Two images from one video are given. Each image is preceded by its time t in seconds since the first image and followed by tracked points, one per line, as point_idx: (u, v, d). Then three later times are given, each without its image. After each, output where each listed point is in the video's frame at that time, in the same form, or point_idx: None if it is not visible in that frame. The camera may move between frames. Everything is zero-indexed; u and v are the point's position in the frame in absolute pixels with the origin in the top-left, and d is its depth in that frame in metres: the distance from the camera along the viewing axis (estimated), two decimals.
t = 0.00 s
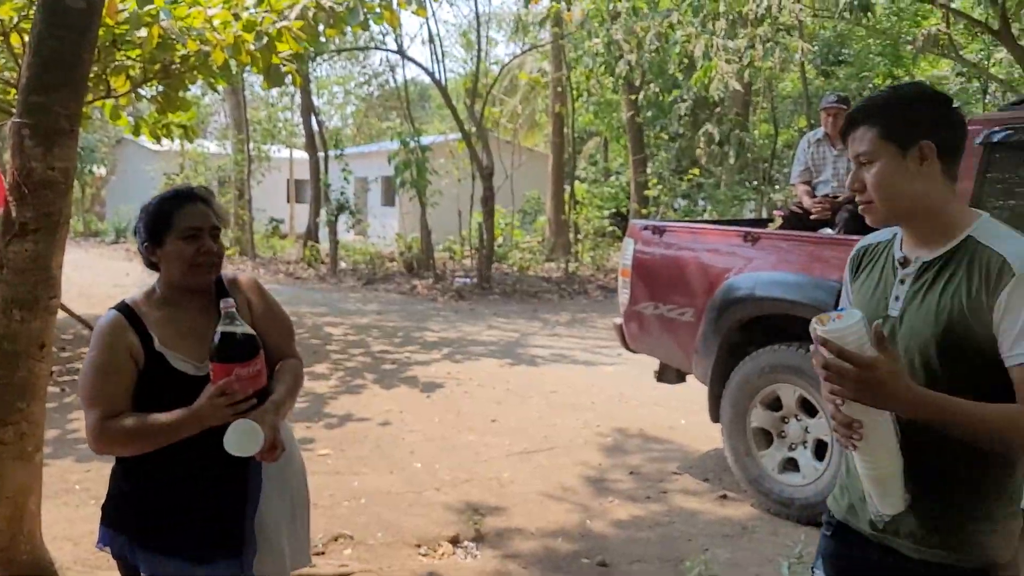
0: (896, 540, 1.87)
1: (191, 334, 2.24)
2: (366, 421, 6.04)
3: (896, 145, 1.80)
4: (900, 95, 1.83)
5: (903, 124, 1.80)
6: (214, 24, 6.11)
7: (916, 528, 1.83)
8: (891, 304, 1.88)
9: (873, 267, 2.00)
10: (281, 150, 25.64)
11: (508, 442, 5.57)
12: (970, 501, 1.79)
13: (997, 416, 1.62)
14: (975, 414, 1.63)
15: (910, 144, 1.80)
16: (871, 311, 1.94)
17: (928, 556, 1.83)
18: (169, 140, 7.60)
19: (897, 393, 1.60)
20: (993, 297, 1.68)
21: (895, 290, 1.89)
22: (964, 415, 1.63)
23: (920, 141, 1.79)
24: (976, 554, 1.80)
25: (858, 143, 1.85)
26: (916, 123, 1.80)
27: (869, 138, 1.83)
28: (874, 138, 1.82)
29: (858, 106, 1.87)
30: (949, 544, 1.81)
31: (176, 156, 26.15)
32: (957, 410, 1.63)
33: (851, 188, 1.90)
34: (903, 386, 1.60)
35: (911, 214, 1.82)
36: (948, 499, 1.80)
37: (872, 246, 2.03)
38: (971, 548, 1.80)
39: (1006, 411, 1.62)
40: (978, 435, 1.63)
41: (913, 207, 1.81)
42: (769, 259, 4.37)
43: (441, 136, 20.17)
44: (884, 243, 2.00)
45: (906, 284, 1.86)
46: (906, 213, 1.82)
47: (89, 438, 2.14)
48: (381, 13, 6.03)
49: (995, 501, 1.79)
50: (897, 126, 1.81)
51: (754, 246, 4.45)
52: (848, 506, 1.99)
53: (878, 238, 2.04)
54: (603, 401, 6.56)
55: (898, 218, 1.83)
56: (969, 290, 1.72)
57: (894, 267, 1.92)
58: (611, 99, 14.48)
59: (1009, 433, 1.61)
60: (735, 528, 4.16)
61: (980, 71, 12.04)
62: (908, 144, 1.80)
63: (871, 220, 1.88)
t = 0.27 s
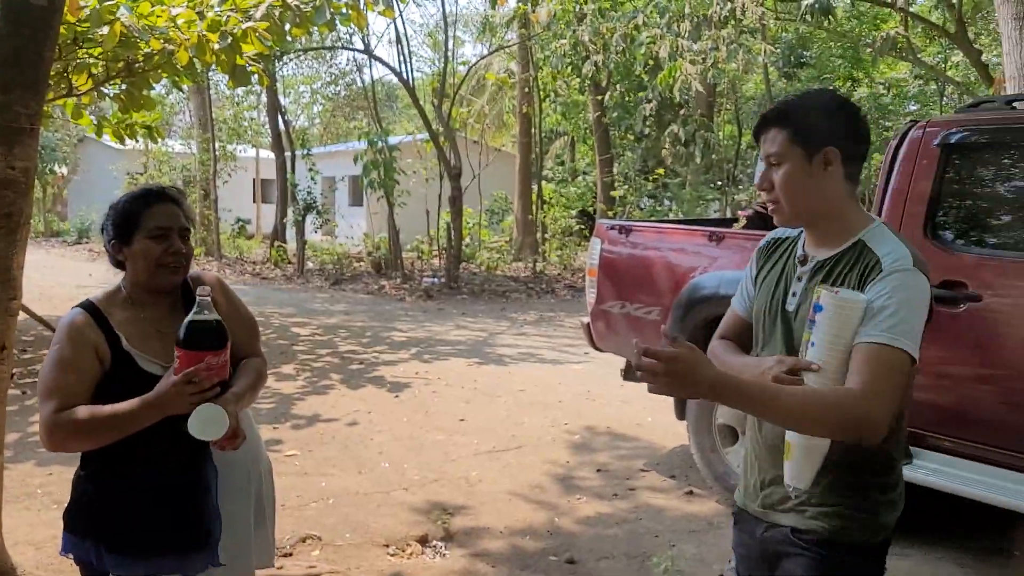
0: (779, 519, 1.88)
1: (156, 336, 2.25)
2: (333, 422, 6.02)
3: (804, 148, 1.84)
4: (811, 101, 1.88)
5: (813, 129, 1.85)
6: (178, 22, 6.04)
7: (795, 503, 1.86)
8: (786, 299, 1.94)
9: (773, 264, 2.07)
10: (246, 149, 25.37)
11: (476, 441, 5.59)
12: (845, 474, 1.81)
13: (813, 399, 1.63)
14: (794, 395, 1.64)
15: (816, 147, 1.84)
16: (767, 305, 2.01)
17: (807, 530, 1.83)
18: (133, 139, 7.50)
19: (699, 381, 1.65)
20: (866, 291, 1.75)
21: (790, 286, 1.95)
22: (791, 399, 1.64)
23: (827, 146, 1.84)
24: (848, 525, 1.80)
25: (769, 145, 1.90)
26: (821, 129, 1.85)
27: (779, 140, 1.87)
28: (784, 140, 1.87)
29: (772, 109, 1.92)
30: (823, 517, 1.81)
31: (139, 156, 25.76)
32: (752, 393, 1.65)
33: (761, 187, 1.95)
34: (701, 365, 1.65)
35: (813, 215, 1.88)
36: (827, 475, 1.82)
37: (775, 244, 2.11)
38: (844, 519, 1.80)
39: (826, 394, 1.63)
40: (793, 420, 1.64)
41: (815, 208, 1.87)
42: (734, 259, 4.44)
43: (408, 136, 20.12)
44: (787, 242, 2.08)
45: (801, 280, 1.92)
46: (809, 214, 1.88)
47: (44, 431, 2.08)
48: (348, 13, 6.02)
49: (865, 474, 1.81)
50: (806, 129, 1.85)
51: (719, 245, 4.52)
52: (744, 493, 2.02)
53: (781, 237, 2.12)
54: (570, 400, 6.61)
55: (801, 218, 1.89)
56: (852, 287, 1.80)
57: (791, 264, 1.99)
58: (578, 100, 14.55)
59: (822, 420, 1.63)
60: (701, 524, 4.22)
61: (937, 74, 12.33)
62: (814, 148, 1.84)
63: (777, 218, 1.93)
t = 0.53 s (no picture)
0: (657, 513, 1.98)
1: (142, 337, 2.23)
2: (318, 422, 6.00)
3: (691, 151, 1.87)
4: (700, 105, 1.90)
5: (700, 132, 1.87)
6: (160, 21, 6.00)
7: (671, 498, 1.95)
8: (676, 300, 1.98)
9: (676, 268, 2.12)
10: (230, 149, 25.24)
11: (462, 440, 5.59)
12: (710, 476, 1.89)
13: (656, 390, 1.66)
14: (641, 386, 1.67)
15: (702, 149, 1.86)
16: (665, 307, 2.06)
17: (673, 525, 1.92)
18: (115, 139, 7.44)
19: (554, 366, 1.69)
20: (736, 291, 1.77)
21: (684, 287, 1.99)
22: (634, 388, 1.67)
23: (711, 148, 1.86)
24: (705, 526, 1.86)
25: (661, 148, 1.92)
26: (708, 131, 1.87)
27: (669, 143, 1.90)
28: (673, 143, 1.89)
29: (663, 113, 1.93)
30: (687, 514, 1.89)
31: (122, 155, 25.55)
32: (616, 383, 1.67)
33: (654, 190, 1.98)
34: (552, 353, 1.69)
35: (701, 217, 1.91)
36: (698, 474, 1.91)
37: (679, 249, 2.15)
38: (702, 520, 1.87)
39: (669, 385, 1.66)
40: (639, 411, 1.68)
41: (702, 210, 1.89)
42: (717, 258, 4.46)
43: (394, 136, 20.07)
44: (690, 246, 2.12)
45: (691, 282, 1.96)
46: (697, 216, 1.91)
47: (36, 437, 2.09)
48: (332, 12, 6.01)
49: (730, 478, 1.87)
50: (692, 134, 1.87)
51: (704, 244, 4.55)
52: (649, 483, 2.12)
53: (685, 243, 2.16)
54: (555, 399, 6.62)
55: (690, 220, 1.91)
56: (730, 287, 1.83)
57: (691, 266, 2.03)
58: (563, 99, 14.57)
59: (663, 410, 1.65)
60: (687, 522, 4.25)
61: (918, 74, 12.44)
62: (700, 151, 1.87)
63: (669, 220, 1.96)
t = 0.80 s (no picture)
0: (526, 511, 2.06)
1: (140, 338, 2.22)
2: (312, 422, 5.99)
3: (568, 154, 1.92)
4: (581, 106, 1.94)
5: (580, 135, 1.92)
6: (151, 21, 5.98)
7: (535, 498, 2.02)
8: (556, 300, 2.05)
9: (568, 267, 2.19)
10: (222, 149, 25.16)
11: (455, 440, 5.58)
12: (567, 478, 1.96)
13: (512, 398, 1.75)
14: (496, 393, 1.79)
15: (579, 152, 1.91)
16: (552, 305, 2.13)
17: (533, 524, 1.99)
18: (106, 138, 7.41)
19: (425, 374, 1.89)
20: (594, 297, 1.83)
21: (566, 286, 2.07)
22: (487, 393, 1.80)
23: (588, 151, 1.91)
24: (558, 527, 1.93)
25: (545, 148, 1.97)
26: (585, 134, 1.91)
27: (550, 144, 1.95)
28: (554, 144, 1.94)
29: (546, 114, 1.98)
30: (546, 514, 1.96)
31: (113, 155, 25.44)
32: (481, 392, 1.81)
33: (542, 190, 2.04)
34: (425, 361, 1.89)
35: (579, 218, 1.97)
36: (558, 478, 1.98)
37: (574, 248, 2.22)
38: (557, 521, 1.94)
39: (519, 392, 1.75)
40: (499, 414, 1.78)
41: (579, 212, 1.96)
42: (710, 257, 4.45)
43: (386, 135, 20.05)
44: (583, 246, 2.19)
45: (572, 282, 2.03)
46: (574, 217, 1.97)
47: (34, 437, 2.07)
48: (324, 11, 5.99)
49: (585, 484, 1.93)
50: (571, 136, 1.92)
51: (698, 244, 4.54)
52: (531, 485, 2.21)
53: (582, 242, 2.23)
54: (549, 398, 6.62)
55: (569, 221, 1.98)
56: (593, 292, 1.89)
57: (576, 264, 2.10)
58: (555, 99, 14.57)
59: (509, 414, 1.76)
60: (682, 521, 4.25)
61: (909, 74, 12.48)
62: (577, 153, 1.92)
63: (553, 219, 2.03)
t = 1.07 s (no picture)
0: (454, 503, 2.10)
1: (147, 338, 2.26)
2: (309, 421, 6.00)
3: (473, 146, 1.99)
4: (483, 99, 2.01)
5: (480, 128, 1.99)
6: (148, 20, 5.98)
7: (463, 489, 2.07)
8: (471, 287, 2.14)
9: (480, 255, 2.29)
10: (218, 149, 25.13)
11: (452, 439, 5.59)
12: (496, 464, 2.02)
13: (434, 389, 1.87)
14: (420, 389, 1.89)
15: (483, 144, 1.99)
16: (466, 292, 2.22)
17: (468, 513, 2.04)
18: (102, 139, 7.40)
19: (356, 386, 1.97)
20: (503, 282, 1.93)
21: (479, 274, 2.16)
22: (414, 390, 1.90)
23: (493, 142, 1.99)
24: (497, 513, 1.99)
25: (450, 143, 2.04)
26: (488, 125, 1.98)
27: (455, 139, 2.02)
28: (459, 138, 2.01)
29: (449, 109, 2.05)
30: (480, 503, 2.01)
31: (107, 155, 25.39)
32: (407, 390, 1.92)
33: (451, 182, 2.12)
34: (352, 376, 1.97)
35: (490, 208, 2.05)
36: (485, 466, 2.03)
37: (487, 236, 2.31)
38: (495, 508, 1.99)
39: (442, 382, 1.87)
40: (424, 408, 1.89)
41: (489, 202, 2.04)
42: (706, 256, 4.47)
43: (381, 135, 20.04)
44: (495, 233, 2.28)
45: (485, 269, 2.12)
46: (485, 207, 2.05)
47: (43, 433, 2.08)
48: (320, 11, 6.00)
49: (517, 468, 2.01)
50: (474, 129, 1.99)
51: (693, 243, 4.55)
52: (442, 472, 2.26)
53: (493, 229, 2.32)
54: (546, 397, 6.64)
55: (480, 211, 2.06)
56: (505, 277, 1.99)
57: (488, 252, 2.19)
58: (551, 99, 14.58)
59: (434, 404, 1.87)
60: (678, 518, 4.27)
61: (902, 74, 12.52)
62: (482, 144, 1.99)
63: (465, 210, 2.10)
